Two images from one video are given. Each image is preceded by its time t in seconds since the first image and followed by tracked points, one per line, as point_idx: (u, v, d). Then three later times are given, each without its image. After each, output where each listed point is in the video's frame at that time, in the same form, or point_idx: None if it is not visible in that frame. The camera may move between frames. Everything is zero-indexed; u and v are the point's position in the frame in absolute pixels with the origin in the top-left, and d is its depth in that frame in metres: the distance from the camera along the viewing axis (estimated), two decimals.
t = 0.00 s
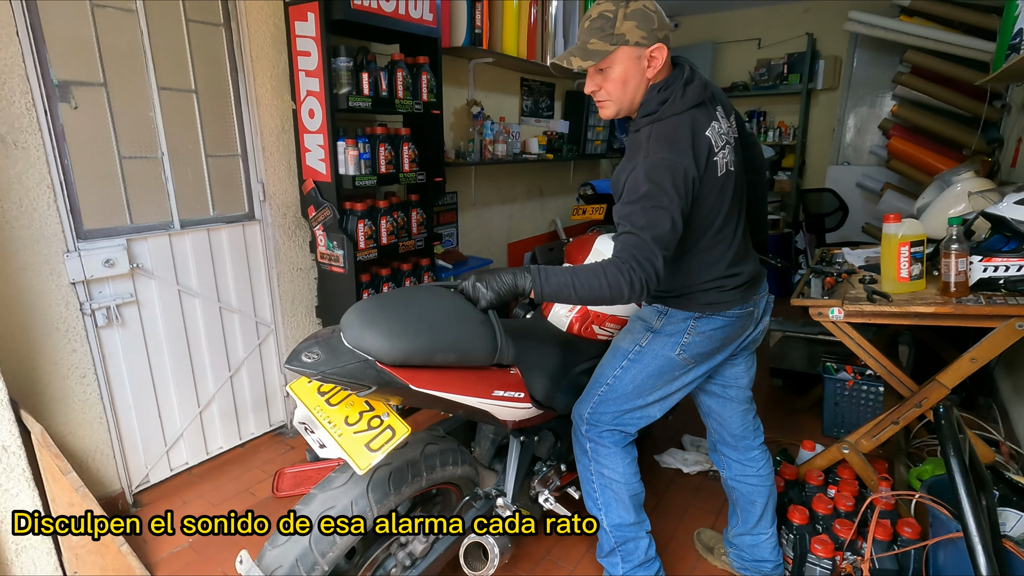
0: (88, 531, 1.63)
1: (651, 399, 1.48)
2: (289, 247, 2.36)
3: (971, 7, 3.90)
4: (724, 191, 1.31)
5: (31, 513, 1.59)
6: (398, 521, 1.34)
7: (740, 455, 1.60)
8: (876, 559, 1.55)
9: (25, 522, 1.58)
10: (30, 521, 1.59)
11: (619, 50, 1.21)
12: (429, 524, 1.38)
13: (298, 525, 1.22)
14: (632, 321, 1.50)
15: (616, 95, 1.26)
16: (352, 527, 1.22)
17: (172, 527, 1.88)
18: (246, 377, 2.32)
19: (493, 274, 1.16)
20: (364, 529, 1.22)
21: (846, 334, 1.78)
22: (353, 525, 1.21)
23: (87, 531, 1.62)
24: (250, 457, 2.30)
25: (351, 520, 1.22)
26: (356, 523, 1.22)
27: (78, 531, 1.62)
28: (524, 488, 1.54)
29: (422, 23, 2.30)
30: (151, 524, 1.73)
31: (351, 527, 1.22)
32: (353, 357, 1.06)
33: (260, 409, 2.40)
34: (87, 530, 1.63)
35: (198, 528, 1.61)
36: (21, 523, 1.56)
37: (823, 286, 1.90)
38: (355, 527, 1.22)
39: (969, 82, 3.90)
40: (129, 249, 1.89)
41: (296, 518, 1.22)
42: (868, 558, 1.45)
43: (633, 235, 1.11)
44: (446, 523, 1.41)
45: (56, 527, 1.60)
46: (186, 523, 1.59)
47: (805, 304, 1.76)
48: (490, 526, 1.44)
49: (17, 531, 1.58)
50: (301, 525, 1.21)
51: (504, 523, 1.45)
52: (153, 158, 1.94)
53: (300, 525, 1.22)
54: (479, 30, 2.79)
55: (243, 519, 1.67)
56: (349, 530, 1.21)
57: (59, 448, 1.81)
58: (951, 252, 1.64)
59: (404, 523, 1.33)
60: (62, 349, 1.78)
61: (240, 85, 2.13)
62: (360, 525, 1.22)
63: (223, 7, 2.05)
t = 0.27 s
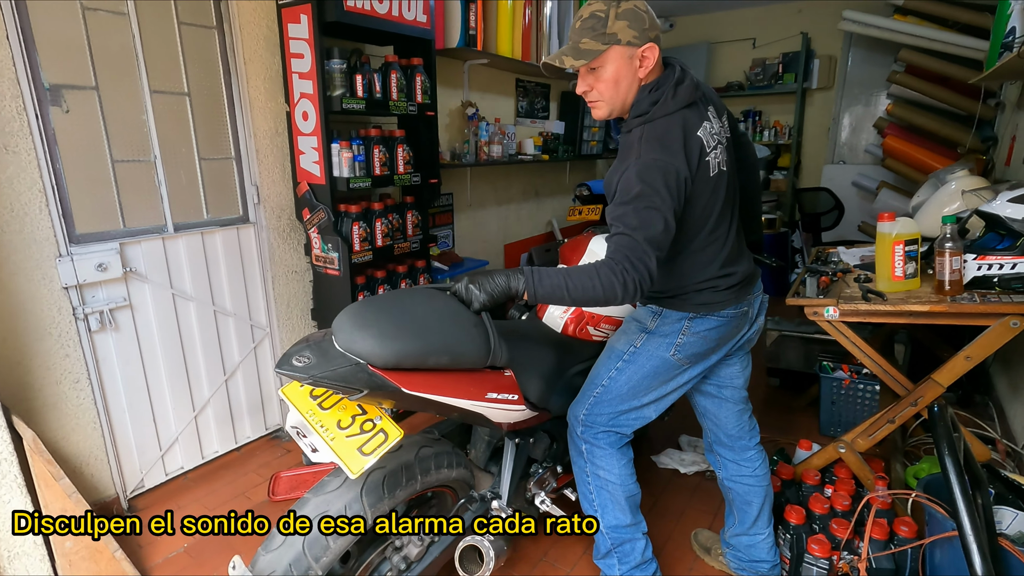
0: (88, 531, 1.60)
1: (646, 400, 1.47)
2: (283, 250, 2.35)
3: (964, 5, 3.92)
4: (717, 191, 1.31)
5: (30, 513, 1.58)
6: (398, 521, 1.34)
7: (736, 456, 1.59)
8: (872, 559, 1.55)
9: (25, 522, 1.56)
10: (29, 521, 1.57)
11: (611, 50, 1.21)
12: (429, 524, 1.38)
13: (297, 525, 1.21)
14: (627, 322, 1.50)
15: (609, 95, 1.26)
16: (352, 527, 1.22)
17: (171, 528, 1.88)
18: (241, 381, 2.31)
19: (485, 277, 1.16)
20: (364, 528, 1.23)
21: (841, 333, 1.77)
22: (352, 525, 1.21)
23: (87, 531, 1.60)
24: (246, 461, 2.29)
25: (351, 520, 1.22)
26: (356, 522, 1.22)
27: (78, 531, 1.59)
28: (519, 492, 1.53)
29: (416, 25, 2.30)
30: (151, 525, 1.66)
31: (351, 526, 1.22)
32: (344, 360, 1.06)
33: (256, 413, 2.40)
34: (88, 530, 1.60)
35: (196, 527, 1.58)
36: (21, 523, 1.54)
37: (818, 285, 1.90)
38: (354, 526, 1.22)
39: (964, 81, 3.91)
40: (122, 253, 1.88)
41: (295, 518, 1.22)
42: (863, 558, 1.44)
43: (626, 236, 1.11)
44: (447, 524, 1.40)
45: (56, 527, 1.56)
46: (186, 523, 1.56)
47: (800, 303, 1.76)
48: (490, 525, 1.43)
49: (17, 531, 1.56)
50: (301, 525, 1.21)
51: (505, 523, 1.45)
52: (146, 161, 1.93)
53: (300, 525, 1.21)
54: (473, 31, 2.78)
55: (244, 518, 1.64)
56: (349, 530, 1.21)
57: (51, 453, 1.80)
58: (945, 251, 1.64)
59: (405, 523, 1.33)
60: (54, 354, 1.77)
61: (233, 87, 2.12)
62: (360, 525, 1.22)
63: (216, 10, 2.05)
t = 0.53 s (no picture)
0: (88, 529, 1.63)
1: (640, 400, 1.47)
2: (274, 253, 2.34)
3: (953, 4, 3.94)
4: (709, 190, 1.31)
5: (30, 514, 1.57)
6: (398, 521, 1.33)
7: (730, 455, 1.59)
8: (867, 557, 1.55)
9: (24, 522, 1.56)
10: (29, 521, 1.57)
11: (601, 50, 1.20)
12: (430, 524, 1.38)
13: (297, 525, 1.21)
14: (620, 323, 1.49)
15: (600, 94, 1.25)
16: (352, 526, 1.21)
17: (171, 527, 1.90)
18: (232, 385, 2.29)
19: (476, 279, 1.15)
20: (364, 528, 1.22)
21: (834, 331, 1.77)
22: (352, 524, 1.21)
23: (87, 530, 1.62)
24: (238, 465, 2.27)
25: (351, 520, 1.21)
26: (356, 522, 1.21)
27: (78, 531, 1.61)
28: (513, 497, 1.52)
29: (407, 25, 2.29)
30: (152, 524, 1.61)
31: (351, 527, 1.21)
32: (333, 365, 1.05)
33: (248, 417, 2.38)
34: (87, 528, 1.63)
35: (199, 527, 1.56)
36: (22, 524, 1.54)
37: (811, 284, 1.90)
38: (354, 526, 1.21)
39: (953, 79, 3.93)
40: (109, 256, 1.85)
41: (295, 518, 1.21)
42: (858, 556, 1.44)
43: (618, 236, 1.10)
44: (448, 523, 1.40)
45: (56, 527, 1.55)
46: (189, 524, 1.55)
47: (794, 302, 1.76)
48: (490, 524, 1.44)
49: (17, 531, 1.56)
50: (301, 525, 1.20)
51: (504, 523, 1.45)
52: (133, 164, 1.91)
53: (299, 525, 1.20)
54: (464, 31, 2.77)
55: (243, 518, 1.61)
56: (348, 530, 1.21)
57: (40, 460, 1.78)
58: (937, 248, 1.64)
59: (404, 522, 1.32)
60: (41, 360, 1.75)
61: (222, 89, 2.10)
62: (360, 525, 1.21)
63: (204, 10, 2.03)
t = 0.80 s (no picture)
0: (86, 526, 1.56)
1: (637, 409, 1.45)
2: (268, 260, 2.32)
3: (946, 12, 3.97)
4: (706, 198, 1.30)
5: (30, 514, 1.51)
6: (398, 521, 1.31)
7: (728, 465, 1.58)
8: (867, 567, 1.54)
9: (24, 522, 1.50)
10: (29, 521, 1.51)
11: (595, 57, 1.19)
12: (429, 523, 1.38)
13: (297, 525, 1.20)
14: (617, 331, 1.48)
15: (595, 101, 1.24)
16: (352, 527, 1.20)
17: (172, 527, 1.90)
18: (225, 393, 2.27)
19: (471, 288, 1.14)
20: (364, 529, 1.21)
21: (831, 339, 1.77)
22: (351, 525, 1.20)
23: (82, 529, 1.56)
24: (231, 474, 2.24)
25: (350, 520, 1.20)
26: (356, 523, 1.21)
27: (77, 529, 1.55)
28: (510, 504, 1.51)
29: (402, 31, 2.28)
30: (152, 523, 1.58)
31: (351, 527, 1.20)
32: (324, 377, 1.03)
33: (241, 426, 2.35)
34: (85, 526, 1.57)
35: (197, 527, 1.54)
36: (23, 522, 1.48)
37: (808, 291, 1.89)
38: (354, 527, 1.21)
39: (947, 86, 3.95)
40: (100, 264, 1.83)
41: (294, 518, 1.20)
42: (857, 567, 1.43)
43: (615, 244, 1.09)
44: (447, 524, 1.39)
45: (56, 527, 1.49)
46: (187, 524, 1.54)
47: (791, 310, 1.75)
48: (490, 524, 1.43)
49: (17, 531, 1.50)
50: (301, 525, 1.19)
51: (504, 523, 1.44)
52: (125, 170, 1.90)
53: (299, 525, 1.19)
54: (460, 38, 2.77)
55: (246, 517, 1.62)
56: (348, 531, 1.20)
57: (28, 471, 1.75)
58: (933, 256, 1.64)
59: (404, 523, 1.31)
60: (29, 369, 1.73)
61: (215, 95, 2.09)
62: (360, 526, 1.21)
63: (197, 16, 2.02)
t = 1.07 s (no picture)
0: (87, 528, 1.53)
1: (639, 421, 1.43)
2: (271, 269, 2.31)
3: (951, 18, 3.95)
4: (714, 210, 1.28)
5: (30, 513, 1.49)
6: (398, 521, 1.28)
7: (731, 477, 1.55)
8: None
9: (25, 521, 1.48)
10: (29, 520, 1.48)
11: (610, 62, 1.18)
12: (430, 524, 1.34)
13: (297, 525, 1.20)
14: (619, 341, 1.45)
15: (605, 106, 1.23)
16: (352, 526, 1.18)
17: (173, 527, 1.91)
18: (227, 403, 2.25)
19: (469, 296, 1.12)
20: (364, 529, 1.20)
21: (840, 349, 1.74)
22: (350, 525, 1.18)
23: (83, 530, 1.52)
24: (233, 486, 2.22)
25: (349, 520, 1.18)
26: (356, 523, 1.19)
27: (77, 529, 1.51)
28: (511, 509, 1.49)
29: (406, 40, 2.27)
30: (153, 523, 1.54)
31: (351, 527, 1.18)
32: (318, 387, 1.01)
33: (243, 436, 2.33)
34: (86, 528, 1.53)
35: (199, 526, 1.52)
36: (22, 523, 1.45)
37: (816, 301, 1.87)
38: (354, 527, 1.19)
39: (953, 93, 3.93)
40: (102, 274, 1.82)
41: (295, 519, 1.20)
42: None
43: (618, 252, 1.07)
44: (447, 524, 1.37)
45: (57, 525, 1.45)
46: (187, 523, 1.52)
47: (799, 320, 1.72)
48: (491, 524, 1.40)
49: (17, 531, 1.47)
50: (301, 525, 1.19)
51: (506, 523, 1.41)
52: (128, 180, 1.89)
53: (299, 526, 1.19)
54: (464, 46, 2.76)
55: (243, 518, 1.57)
56: (347, 531, 1.18)
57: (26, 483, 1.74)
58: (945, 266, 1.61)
59: (404, 522, 1.27)
60: (30, 380, 1.71)
61: (219, 104, 2.08)
62: (360, 526, 1.19)
63: (202, 26, 2.02)
